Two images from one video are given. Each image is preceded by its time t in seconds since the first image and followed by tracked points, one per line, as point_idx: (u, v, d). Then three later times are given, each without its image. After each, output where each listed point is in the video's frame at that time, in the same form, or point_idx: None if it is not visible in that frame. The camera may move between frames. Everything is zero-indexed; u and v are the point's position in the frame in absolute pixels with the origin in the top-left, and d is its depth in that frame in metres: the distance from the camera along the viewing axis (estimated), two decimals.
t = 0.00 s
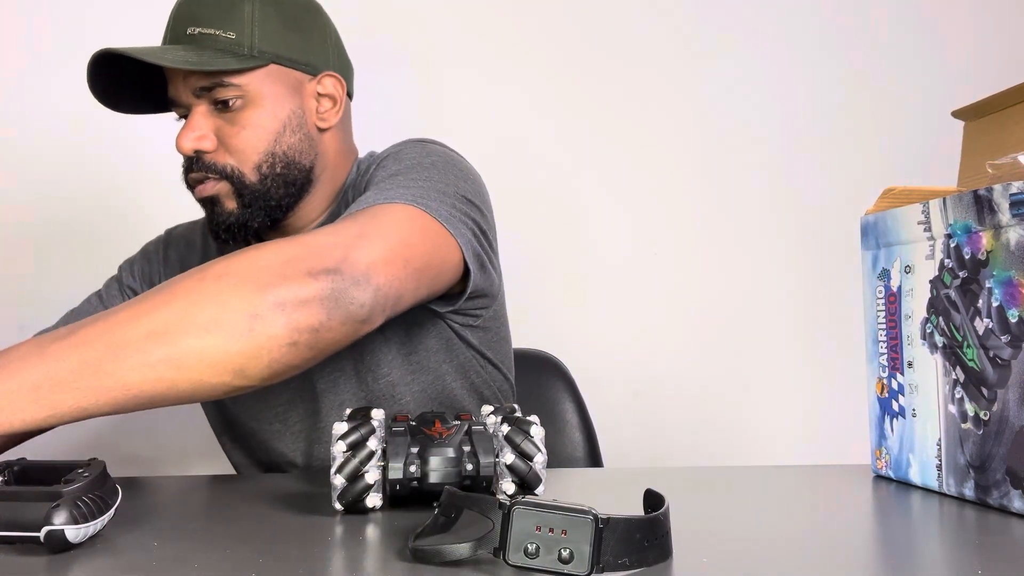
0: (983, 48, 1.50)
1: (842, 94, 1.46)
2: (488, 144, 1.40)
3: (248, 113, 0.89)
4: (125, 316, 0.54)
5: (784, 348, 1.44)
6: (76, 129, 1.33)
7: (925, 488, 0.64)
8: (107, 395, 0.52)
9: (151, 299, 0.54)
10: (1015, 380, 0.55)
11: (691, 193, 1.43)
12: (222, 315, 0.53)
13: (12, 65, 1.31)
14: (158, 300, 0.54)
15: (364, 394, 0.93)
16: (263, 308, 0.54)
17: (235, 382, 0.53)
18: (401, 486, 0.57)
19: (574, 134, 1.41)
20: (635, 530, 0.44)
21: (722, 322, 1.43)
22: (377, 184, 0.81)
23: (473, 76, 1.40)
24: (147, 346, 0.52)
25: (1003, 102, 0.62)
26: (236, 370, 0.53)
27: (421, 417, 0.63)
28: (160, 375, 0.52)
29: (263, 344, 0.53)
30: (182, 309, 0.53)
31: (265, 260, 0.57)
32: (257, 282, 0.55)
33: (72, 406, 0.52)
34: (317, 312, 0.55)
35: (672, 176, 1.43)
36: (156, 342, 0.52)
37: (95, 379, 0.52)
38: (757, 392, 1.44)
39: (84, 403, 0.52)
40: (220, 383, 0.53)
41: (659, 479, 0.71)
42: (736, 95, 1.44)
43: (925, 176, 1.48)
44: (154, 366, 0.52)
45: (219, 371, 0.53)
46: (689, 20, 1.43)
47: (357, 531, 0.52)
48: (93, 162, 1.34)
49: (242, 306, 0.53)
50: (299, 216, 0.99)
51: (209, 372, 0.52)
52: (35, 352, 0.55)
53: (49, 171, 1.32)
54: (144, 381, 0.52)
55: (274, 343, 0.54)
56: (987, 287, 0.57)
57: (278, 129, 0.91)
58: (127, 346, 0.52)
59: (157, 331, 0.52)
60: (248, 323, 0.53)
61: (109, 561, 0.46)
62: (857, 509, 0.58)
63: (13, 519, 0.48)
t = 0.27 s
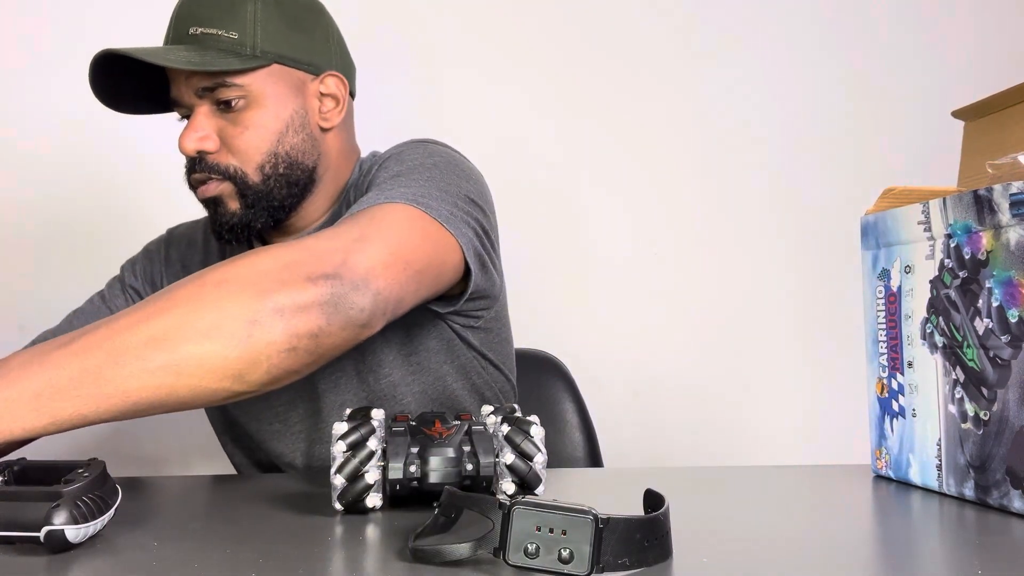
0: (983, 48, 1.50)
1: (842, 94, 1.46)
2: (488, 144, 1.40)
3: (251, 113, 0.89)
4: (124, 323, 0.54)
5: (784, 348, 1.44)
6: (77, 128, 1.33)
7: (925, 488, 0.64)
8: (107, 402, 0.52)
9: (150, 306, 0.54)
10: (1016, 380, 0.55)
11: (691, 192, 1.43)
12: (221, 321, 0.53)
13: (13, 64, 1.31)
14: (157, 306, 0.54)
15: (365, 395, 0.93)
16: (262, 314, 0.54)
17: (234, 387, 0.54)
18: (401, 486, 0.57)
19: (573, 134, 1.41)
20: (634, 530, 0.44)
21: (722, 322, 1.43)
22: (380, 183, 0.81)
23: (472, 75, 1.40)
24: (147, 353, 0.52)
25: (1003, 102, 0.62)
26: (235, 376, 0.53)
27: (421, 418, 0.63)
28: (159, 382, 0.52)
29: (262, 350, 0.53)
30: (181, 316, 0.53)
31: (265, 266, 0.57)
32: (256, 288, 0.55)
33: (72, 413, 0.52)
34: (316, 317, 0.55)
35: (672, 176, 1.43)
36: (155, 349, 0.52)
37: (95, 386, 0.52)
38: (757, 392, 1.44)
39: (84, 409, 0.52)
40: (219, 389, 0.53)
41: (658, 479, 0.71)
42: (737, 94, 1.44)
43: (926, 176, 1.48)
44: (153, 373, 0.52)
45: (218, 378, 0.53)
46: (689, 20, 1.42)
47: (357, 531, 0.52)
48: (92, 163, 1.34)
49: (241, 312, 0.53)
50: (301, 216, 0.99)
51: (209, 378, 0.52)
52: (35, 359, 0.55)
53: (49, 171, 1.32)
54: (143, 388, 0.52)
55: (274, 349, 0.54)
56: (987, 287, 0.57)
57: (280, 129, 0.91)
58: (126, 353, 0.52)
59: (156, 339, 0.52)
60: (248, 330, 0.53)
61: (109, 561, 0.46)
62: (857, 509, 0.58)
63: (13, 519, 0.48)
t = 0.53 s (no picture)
0: (983, 48, 1.50)
1: (842, 94, 1.46)
2: (487, 143, 1.40)
3: (255, 113, 0.89)
4: (135, 327, 0.53)
5: (784, 348, 1.44)
6: (78, 128, 1.33)
7: (925, 488, 0.64)
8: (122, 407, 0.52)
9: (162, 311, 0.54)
10: (1016, 380, 0.55)
11: (692, 193, 1.43)
12: (234, 327, 0.53)
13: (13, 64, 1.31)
14: (169, 310, 0.54)
15: (365, 395, 0.93)
16: (275, 319, 0.53)
17: (247, 391, 0.54)
18: (401, 486, 0.57)
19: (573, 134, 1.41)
20: (635, 530, 0.44)
21: (722, 322, 1.43)
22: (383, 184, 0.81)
23: (472, 75, 1.40)
24: (160, 359, 0.52)
25: (1004, 102, 0.62)
26: (248, 380, 0.53)
27: (422, 418, 0.63)
28: (173, 387, 0.52)
29: (276, 355, 0.53)
30: (194, 321, 0.53)
31: (276, 269, 0.56)
32: (269, 292, 0.54)
33: (86, 417, 0.53)
34: (329, 323, 0.55)
35: (672, 175, 1.43)
36: (169, 354, 0.52)
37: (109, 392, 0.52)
38: (757, 392, 1.44)
39: (98, 414, 0.52)
40: (232, 393, 0.53)
41: (658, 479, 0.71)
42: (737, 94, 1.44)
43: (926, 176, 1.48)
44: (167, 378, 0.52)
45: (231, 382, 0.53)
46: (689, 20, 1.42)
47: (357, 531, 0.52)
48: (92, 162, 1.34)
49: (254, 318, 0.53)
50: (304, 217, 0.99)
51: (222, 383, 0.52)
52: (49, 361, 0.55)
53: (49, 170, 1.32)
54: (157, 394, 0.52)
55: (288, 354, 0.54)
56: (987, 287, 0.57)
57: (285, 130, 0.91)
58: (139, 359, 0.52)
59: (170, 345, 0.52)
60: (262, 335, 0.53)
61: (109, 560, 0.46)
62: (857, 509, 0.58)
63: (13, 519, 0.48)
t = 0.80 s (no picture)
0: (982, 48, 1.50)
1: (842, 94, 1.46)
2: (488, 143, 1.40)
3: (259, 113, 0.89)
4: (139, 323, 0.53)
5: (784, 348, 1.44)
6: (77, 128, 1.33)
7: (925, 488, 0.64)
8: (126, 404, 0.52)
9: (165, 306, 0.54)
10: (1016, 380, 0.55)
11: (692, 193, 1.43)
12: (240, 320, 0.53)
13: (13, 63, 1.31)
14: (172, 305, 0.54)
15: (365, 394, 0.93)
16: (281, 312, 0.54)
17: (254, 386, 0.53)
18: (401, 486, 0.57)
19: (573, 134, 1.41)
20: (635, 531, 0.44)
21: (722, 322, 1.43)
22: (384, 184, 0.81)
23: (472, 75, 1.40)
24: (166, 354, 0.52)
25: (1004, 102, 0.62)
26: (256, 374, 0.53)
27: (422, 418, 0.63)
28: (179, 383, 0.51)
29: (283, 348, 0.53)
30: (198, 316, 0.53)
31: (281, 263, 0.56)
32: (274, 286, 0.54)
33: (90, 415, 0.52)
34: (335, 315, 0.55)
35: (673, 175, 1.43)
36: (173, 349, 0.52)
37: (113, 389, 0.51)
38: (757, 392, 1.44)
39: (101, 411, 0.52)
40: (238, 388, 0.53)
41: (658, 479, 0.71)
42: (736, 94, 1.44)
43: (926, 176, 1.48)
44: (173, 373, 0.51)
45: (239, 377, 0.52)
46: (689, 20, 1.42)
47: (357, 531, 0.52)
48: (92, 161, 1.34)
49: (261, 311, 0.53)
50: (310, 216, 0.99)
51: (228, 378, 0.52)
52: (48, 361, 0.54)
53: (49, 170, 1.32)
54: (164, 389, 0.51)
55: (294, 347, 0.54)
56: (987, 287, 0.57)
57: (290, 129, 0.91)
58: (144, 354, 0.52)
59: (175, 339, 0.52)
60: (268, 328, 0.53)
61: (109, 561, 0.46)
62: (858, 509, 0.58)
63: (13, 519, 0.48)
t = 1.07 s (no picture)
0: (982, 48, 1.50)
1: (842, 95, 1.46)
2: (488, 143, 1.40)
3: (258, 115, 0.89)
4: (154, 322, 0.53)
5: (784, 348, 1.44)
6: (77, 128, 1.33)
7: (925, 488, 0.64)
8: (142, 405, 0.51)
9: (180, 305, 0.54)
10: (1015, 380, 0.55)
11: (691, 193, 1.43)
12: (257, 320, 0.52)
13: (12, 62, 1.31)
14: (186, 305, 0.54)
15: (365, 395, 0.93)
16: (298, 312, 0.53)
17: (270, 387, 0.53)
18: (401, 486, 0.57)
19: (574, 134, 1.41)
20: (635, 530, 0.44)
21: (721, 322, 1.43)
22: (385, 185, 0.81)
23: (473, 75, 1.40)
24: (183, 354, 0.51)
25: (1003, 102, 0.62)
26: (272, 375, 0.53)
27: (422, 417, 0.63)
28: (196, 383, 0.51)
29: (301, 349, 0.53)
30: (214, 316, 0.52)
31: (296, 262, 0.56)
32: (290, 286, 0.54)
33: (103, 415, 0.52)
34: (351, 315, 0.55)
35: (672, 176, 1.43)
36: (190, 349, 0.52)
37: (128, 388, 0.51)
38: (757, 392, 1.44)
39: (115, 411, 0.52)
40: (255, 389, 0.53)
41: (659, 479, 0.71)
42: (737, 94, 1.44)
43: (926, 176, 1.48)
44: (190, 374, 0.51)
45: (255, 378, 0.52)
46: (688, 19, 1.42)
47: (357, 531, 0.52)
48: (94, 161, 1.34)
49: (279, 311, 0.53)
50: (309, 217, 0.99)
51: (244, 378, 0.52)
52: (59, 359, 0.54)
53: (49, 169, 1.32)
54: (179, 390, 0.51)
55: (312, 348, 0.54)
56: (987, 287, 0.57)
57: (290, 130, 0.91)
58: (160, 354, 0.52)
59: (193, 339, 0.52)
60: (286, 329, 0.53)
61: (109, 561, 0.46)
62: (857, 509, 0.59)
63: (13, 518, 0.48)
